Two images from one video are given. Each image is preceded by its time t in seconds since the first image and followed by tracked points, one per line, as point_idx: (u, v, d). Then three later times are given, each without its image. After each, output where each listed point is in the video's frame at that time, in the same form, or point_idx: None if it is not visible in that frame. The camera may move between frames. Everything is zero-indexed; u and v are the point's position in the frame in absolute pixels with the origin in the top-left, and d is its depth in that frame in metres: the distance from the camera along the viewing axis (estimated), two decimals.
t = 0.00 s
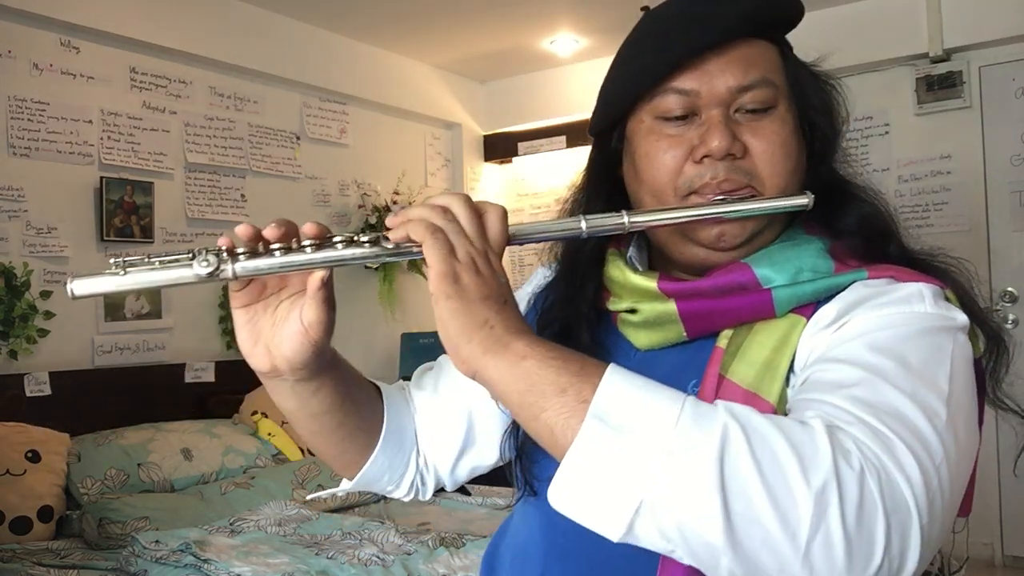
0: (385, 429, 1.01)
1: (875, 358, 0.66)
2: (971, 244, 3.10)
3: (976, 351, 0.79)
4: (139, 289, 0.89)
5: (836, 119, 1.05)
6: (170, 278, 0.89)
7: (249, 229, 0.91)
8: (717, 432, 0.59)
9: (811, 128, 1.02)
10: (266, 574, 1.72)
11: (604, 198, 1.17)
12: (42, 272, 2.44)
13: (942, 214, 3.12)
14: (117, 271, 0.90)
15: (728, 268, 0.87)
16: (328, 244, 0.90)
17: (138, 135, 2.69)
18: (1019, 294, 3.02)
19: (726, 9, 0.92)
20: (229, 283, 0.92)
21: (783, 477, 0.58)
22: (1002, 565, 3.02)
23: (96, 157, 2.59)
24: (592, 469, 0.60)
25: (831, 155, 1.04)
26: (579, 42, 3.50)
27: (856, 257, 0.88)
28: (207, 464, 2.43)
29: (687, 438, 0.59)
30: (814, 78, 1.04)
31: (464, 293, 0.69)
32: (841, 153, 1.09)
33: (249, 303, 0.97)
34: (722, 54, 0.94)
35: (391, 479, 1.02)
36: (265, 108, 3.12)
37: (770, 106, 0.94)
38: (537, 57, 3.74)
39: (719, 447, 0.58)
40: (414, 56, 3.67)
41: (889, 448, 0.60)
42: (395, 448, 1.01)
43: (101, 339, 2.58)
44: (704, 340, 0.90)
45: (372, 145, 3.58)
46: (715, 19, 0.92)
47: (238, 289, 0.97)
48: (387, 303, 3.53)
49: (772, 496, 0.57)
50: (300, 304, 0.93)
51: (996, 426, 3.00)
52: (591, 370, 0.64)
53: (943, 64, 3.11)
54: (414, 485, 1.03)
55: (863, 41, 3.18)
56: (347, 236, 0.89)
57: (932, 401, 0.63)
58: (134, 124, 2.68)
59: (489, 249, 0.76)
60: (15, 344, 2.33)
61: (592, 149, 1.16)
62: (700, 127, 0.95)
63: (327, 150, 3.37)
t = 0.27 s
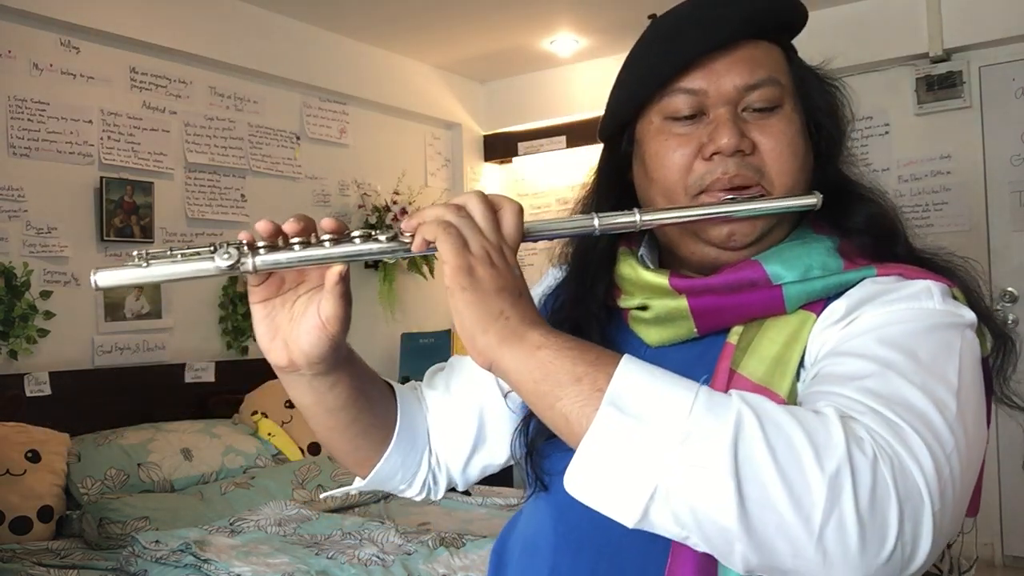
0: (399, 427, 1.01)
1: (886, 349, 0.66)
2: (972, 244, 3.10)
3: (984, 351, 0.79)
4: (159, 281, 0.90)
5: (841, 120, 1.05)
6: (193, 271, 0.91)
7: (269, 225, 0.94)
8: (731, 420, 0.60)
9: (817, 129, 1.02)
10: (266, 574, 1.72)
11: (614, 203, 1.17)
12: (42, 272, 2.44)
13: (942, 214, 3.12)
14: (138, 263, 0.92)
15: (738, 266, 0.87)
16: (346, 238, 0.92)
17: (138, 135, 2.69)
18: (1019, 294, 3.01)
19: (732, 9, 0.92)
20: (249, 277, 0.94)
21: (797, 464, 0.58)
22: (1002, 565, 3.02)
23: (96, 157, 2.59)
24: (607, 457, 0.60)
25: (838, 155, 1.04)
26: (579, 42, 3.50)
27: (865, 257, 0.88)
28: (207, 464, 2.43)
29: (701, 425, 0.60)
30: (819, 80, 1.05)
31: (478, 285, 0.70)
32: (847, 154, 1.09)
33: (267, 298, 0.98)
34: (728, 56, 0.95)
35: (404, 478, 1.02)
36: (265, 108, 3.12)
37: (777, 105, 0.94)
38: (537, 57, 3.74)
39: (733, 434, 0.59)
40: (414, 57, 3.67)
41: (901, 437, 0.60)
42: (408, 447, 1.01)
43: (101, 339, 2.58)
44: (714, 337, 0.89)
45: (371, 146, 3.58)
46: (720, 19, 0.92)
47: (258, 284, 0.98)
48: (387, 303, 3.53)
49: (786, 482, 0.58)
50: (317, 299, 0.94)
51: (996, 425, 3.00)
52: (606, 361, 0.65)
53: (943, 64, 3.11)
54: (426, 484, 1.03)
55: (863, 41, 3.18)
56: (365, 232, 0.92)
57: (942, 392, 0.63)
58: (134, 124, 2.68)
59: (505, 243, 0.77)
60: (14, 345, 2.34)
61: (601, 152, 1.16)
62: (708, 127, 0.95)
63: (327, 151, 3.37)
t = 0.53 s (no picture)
0: (405, 421, 1.01)
1: (892, 347, 0.66)
2: (972, 244, 3.10)
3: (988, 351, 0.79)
4: (171, 278, 0.92)
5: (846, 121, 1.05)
6: (202, 267, 0.91)
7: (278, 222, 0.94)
8: (738, 415, 0.60)
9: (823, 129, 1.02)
10: (266, 574, 1.72)
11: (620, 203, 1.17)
12: (42, 272, 2.44)
13: (943, 214, 3.12)
14: (148, 259, 0.92)
15: (743, 265, 0.87)
16: (355, 235, 0.91)
17: (138, 136, 2.69)
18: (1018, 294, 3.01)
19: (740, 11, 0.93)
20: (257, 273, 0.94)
21: (804, 459, 0.58)
22: (1002, 565, 3.01)
23: (96, 157, 2.59)
24: (615, 450, 0.61)
25: (843, 156, 1.04)
26: (579, 42, 3.50)
27: (869, 257, 0.88)
28: (207, 464, 2.43)
29: (708, 420, 0.60)
30: (824, 81, 1.05)
31: (486, 280, 0.70)
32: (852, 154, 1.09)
33: (275, 293, 0.98)
34: (735, 58, 0.95)
35: (407, 473, 1.02)
36: (265, 108, 3.13)
37: (783, 106, 0.94)
38: (538, 57, 3.74)
39: (740, 428, 0.59)
40: (414, 57, 3.67)
41: (907, 433, 0.60)
42: (412, 442, 1.01)
43: (101, 339, 2.58)
44: (720, 335, 0.89)
45: (371, 146, 3.58)
46: (728, 21, 0.92)
47: (265, 279, 0.97)
48: (387, 303, 3.53)
49: (792, 476, 0.58)
50: (326, 295, 0.93)
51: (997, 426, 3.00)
52: (614, 355, 0.65)
53: (943, 64, 3.11)
54: (429, 480, 1.03)
55: (864, 41, 3.18)
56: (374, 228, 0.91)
57: (948, 391, 0.63)
58: (134, 124, 2.68)
59: (511, 240, 0.77)
60: (14, 345, 2.34)
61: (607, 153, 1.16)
62: (715, 128, 0.95)
63: (327, 151, 3.38)
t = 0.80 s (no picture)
0: (405, 420, 1.01)
1: (892, 340, 0.66)
2: (971, 244, 3.09)
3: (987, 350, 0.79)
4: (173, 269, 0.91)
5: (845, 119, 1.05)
6: (204, 259, 0.91)
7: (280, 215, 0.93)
8: (738, 406, 0.60)
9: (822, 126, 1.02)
10: (266, 574, 1.72)
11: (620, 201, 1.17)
12: (42, 272, 2.44)
13: (942, 214, 3.12)
14: (150, 250, 0.92)
15: (742, 262, 0.87)
16: (355, 228, 0.90)
17: (138, 135, 2.69)
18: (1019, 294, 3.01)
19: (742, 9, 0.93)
20: (258, 266, 0.93)
21: (804, 449, 0.59)
22: (1002, 565, 3.01)
23: (96, 157, 2.59)
24: (614, 440, 0.61)
25: (842, 154, 1.03)
26: (579, 42, 3.50)
27: (869, 254, 0.88)
28: (207, 464, 2.43)
29: (708, 410, 0.60)
30: (823, 80, 1.05)
31: (487, 270, 0.70)
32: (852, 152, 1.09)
33: (276, 286, 0.97)
34: (735, 54, 0.95)
35: (407, 472, 1.02)
36: (265, 108, 3.13)
37: (783, 102, 0.95)
38: (538, 57, 3.73)
39: (740, 418, 0.59)
40: (414, 57, 3.67)
41: (907, 425, 0.60)
42: (412, 441, 1.01)
43: (101, 339, 2.58)
44: (719, 333, 0.90)
45: (371, 146, 3.58)
46: (729, 17, 0.93)
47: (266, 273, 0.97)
48: (387, 304, 3.52)
49: (792, 465, 0.58)
50: (326, 289, 0.94)
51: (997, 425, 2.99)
52: (614, 344, 0.66)
53: (943, 64, 3.11)
54: (429, 479, 1.03)
55: (864, 41, 3.18)
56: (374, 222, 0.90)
57: (948, 384, 0.63)
58: (134, 124, 2.68)
59: (512, 232, 0.77)
60: (14, 345, 2.34)
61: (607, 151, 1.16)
62: (714, 123, 0.95)
63: (327, 151, 3.38)
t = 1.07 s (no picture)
0: (405, 428, 1.01)
1: (890, 344, 0.66)
2: (972, 244, 3.09)
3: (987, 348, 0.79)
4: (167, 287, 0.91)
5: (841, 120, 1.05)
6: (199, 277, 0.91)
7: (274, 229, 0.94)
8: (735, 413, 0.60)
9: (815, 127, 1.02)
10: (266, 574, 1.72)
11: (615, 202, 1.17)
12: (42, 272, 2.44)
13: (943, 214, 3.12)
14: (145, 269, 0.92)
15: (739, 263, 0.87)
16: (349, 241, 0.91)
17: (138, 135, 2.69)
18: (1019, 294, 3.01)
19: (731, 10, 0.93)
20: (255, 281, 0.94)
21: (802, 456, 0.59)
22: (1002, 565, 3.01)
23: (96, 157, 2.59)
24: (612, 450, 0.61)
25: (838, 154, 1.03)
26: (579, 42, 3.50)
27: (864, 254, 0.88)
28: (207, 464, 2.43)
29: (705, 418, 0.60)
30: (817, 80, 1.05)
31: (486, 281, 0.70)
32: (847, 152, 1.09)
33: (274, 301, 0.97)
34: (722, 57, 0.95)
35: (409, 479, 1.02)
36: (265, 108, 3.12)
37: (773, 103, 0.95)
38: (538, 57, 3.73)
39: (737, 426, 0.59)
40: (414, 57, 3.67)
41: (905, 430, 0.60)
42: (414, 448, 1.01)
43: (101, 339, 2.58)
44: (716, 334, 0.90)
45: (371, 146, 3.58)
46: (717, 19, 0.93)
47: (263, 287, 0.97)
48: (387, 304, 3.52)
49: (791, 473, 0.58)
50: (323, 301, 0.94)
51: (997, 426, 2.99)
52: (612, 355, 0.65)
53: (943, 64, 3.11)
54: (431, 485, 1.03)
55: (863, 41, 3.18)
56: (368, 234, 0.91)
57: (946, 387, 0.63)
58: (134, 124, 2.68)
59: (507, 241, 0.77)
60: (14, 345, 2.34)
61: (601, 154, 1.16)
62: (705, 127, 0.95)
63: (327, 151, 3.38)
